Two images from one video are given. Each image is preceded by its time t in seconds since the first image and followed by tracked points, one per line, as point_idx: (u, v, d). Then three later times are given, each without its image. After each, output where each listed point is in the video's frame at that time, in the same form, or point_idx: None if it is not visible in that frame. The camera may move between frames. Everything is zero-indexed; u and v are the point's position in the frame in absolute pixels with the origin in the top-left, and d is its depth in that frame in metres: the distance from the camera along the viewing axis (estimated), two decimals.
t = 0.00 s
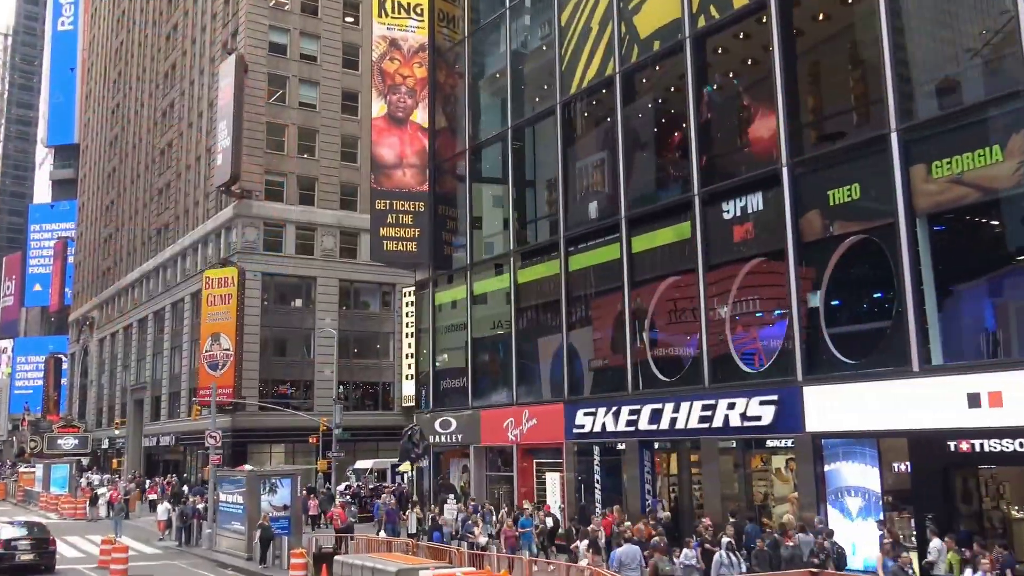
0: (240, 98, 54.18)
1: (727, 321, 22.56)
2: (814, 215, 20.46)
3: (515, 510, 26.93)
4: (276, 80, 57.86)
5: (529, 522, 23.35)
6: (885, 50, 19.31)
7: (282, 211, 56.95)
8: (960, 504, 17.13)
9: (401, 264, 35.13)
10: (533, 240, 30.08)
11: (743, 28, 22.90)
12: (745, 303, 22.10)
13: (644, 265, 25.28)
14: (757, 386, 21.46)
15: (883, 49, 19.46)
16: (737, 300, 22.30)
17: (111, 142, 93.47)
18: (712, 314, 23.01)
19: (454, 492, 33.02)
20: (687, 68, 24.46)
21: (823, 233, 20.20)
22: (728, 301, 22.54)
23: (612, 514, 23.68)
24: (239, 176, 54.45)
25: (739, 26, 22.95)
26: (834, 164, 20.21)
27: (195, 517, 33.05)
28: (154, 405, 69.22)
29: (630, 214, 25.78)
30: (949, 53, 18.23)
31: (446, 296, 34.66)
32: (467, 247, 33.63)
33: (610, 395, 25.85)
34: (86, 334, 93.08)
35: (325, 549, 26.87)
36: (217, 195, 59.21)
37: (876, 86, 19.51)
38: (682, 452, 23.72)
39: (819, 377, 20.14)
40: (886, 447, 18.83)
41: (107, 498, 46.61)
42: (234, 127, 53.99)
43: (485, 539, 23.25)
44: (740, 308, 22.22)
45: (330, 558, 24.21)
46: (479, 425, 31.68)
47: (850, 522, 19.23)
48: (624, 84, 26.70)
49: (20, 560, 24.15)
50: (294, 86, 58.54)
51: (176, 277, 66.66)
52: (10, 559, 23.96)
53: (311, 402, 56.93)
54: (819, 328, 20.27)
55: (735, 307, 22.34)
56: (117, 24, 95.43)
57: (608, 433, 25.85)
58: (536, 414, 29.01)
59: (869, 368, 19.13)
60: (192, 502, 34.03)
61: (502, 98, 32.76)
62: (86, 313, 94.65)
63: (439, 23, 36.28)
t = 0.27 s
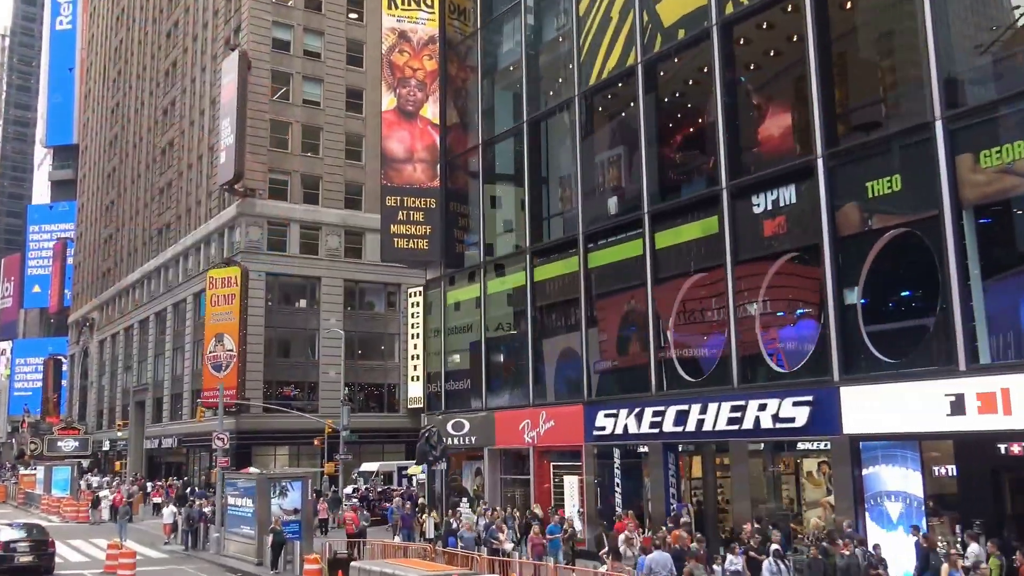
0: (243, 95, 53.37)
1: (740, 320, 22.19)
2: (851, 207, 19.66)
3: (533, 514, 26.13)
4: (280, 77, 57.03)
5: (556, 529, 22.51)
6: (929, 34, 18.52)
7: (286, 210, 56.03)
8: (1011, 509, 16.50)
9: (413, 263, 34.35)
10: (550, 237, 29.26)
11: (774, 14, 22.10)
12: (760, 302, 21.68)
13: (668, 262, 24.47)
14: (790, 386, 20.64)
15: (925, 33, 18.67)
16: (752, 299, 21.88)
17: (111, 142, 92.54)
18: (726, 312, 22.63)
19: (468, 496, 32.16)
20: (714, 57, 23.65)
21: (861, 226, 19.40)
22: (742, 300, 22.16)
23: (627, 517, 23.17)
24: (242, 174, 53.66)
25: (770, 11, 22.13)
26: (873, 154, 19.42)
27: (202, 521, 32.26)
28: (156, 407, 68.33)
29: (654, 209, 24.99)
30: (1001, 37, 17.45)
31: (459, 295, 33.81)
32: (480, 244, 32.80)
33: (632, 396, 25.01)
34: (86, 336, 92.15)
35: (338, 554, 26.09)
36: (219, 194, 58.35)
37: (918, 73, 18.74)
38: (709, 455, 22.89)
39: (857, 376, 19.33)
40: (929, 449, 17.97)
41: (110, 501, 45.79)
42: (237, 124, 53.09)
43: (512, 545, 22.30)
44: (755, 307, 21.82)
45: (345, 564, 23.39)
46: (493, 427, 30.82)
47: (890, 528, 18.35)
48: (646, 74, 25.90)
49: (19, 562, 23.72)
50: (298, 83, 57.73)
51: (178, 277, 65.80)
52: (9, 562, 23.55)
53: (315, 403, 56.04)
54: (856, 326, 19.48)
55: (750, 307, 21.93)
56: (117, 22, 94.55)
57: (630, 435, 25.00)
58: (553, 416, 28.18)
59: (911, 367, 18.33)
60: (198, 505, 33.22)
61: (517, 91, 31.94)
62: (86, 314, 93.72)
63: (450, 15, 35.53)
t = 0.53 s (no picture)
0: (246, 91, 52.68)
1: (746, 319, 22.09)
2: (885, 201, 19.07)
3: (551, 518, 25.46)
4: (283, 74, 56.35)
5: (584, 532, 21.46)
6: (969, 21, 17.94)
7: (290, 209, 55.28)
8: None
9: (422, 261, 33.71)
10: (565, 234, 28.62)
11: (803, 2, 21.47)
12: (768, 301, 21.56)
13: (690, 258, 23.82)
14: (821, 385, 20.01)
15: (965, 20, 18.08)
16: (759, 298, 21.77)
17: (110, 141, 91.67)
18: (732, 311, 22.51)
19: (480, 498, 31.49)
20: (738, 48, 23.02)
21: (896, 220, 18.82)
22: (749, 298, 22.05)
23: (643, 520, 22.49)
24: (246, 173, 53.00)
25: None
26: (909, 146, 18.81)
27: (209, 524, 31.58)
28: (157, 408, 67.60)
29: (675, 204, 24.35)
30: None
31: (469, 294, 33.10)
32: (492, 241, 32.13)
33: (653, 396, 24.34)
34: (85, 337, 91.35)
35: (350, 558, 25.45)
36: (222, 193, 57.68)
37: (957, 60, 18.14)
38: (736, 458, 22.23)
39: (893, 375, 18.70)
40: (970, 450, 17.37)
41: (112, 504, 45.13)
42: (240, 122, 52.39)
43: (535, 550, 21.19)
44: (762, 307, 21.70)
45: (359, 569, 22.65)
46: (506, 428, 30.14)
47: (929, 533, 17.71)
48: (666, 66, 25.24)
49: (19, 564, 23.48)
50: (301, 80, 57.03)
51: (179, 277, 65.06)
52: (8, 564, 23.31)
53: (319, 405, 55.27)
54: (890, 324, 18.88)
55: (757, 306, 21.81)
56: (116, 21, 93.76)
57: (650, 436, 24.33)
58: (569, 417, 27.52)
59: (950, 366, 17.75)
60: (205, 508, 32.53)
61: (530, 85, 31.28)
62: (85, 315, 92.91)
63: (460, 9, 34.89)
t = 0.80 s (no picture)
0: (251, 87, 52.10)
1: (757, 320, 21.88)
2: (929, 192, 18.37)
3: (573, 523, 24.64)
4: (287, 71, 55.55)
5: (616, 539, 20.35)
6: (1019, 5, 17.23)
7: (294, 208, 54.45)
8: None
9: (436, 258, 32.90)
10: (585, 230, 27.90)
11: None
12: (780, 303, 21.37)
13: (718, 254, 23.08)
14: (860, 385, 19.28)
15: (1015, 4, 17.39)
16: (770, 299, 21.59)
17: (111, 140, 90.76)
18: (742, 312, 22.30)
19: (496, 502, 30.67)
20: (769, 35, 22.32)
21: (941, 213, 18.12)
22: (759, 298, 21.86)
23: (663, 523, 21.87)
24: (251, 172, 52.12)
25: None
26: (954, 135, 18.11)
27: (217, 529, 30.74)
28: (159, 411, 66.71)
29: (702, 198, 23.68)
30: None
31: (484, 292, 32.27)
32: (508, 238, 31.37)
33: (679, 397, 23.58)
34: (85, 338, 90.41)
35: (365, 565, 24.63)
36: (226, 191, 56.87)
37: (1007, 46, 17.45)
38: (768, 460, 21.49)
39: (938, 373, 17.98)
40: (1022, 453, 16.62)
41: (115, 508, 44.25)
42: (244, 118, 51.82)
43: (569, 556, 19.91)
44: (774, 307, 21.50)
45: None
46: (523, 430, 29.35)
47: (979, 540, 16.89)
48: (693, 57, 24.55)
49: (18, 568, 23.46)
50: (306, 78, 56.23)
51: (182, 277, 64.22)
52: (7, 567, 23.34)
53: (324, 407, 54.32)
54: (935, 320, 18.16)
55: (768, 307, 21.62)
56: (117, 19, 92.89)
57: (676, 438, 23.57)
58: (590, 419, 26.73)
59: (1000, 364, 17.03)
60: (213, 512, 31.69)
61: (547, 78, 30.52)
62: (85, 317, 91.97)
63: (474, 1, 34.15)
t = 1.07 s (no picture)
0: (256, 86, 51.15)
1: (768, 321, 21.65)
2: (974, 184, 17.75)
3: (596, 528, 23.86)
4: (293, 69, 54.86)
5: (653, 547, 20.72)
6: None
7: (299, 208, 53.68)
8: None
9: (450, 257, 32.09)
10: (605, 226, 27.16)
11: None
12: (791, 304, 21.15)
13: (748, 250, 22.37)
14: (902, 384, 18.57)
15: None
16: (780, 301, 21.39)
17: (112, 141, 89.94)
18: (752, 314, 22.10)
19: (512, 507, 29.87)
20: (800, 22, 21.73)
21: (987, 205, 17.51)
22: (769, 300, 21.66)
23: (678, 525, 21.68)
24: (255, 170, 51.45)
25: None
26: (1001, 125, 17.49)
27: (225, 534, 29.93)
28: (161, 414, 65.90)
29: (730, 192, 22.97)
30: None
31: (498, 292, 31.49)
32: (524, 235, 30.63)
33: (707, 397, 22.85)
34: (85, 341, 89.51)
35: (382, 572, 23.82)
36: (231, 191, 56.17)
37: None
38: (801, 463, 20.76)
39: (986, 371, 17.30)
40: None
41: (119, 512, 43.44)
42: (250, 116, 50.97)
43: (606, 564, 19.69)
44: (785, 309, 21.28)
45: None
46: (541, 433, 28.55)
47: None
48: (719, 48, 23.91)
49: (18, 572, 23.06)
50: (312, 76, 55.55)
51: (185, 279, 63.43)
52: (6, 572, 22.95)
53: (330, 409, 53.45)
54: (982, 316, 17.51)
55: (779, 308, 21.42)
56: (118, 19, 92.14)
57: (704, 440, 22.83)
58: (612, 421, 25.96)
59: None
60: (221, 517, 30.86)
61: (564, 72, 29.86)
62: (85, 319, 91.06)
63: None
